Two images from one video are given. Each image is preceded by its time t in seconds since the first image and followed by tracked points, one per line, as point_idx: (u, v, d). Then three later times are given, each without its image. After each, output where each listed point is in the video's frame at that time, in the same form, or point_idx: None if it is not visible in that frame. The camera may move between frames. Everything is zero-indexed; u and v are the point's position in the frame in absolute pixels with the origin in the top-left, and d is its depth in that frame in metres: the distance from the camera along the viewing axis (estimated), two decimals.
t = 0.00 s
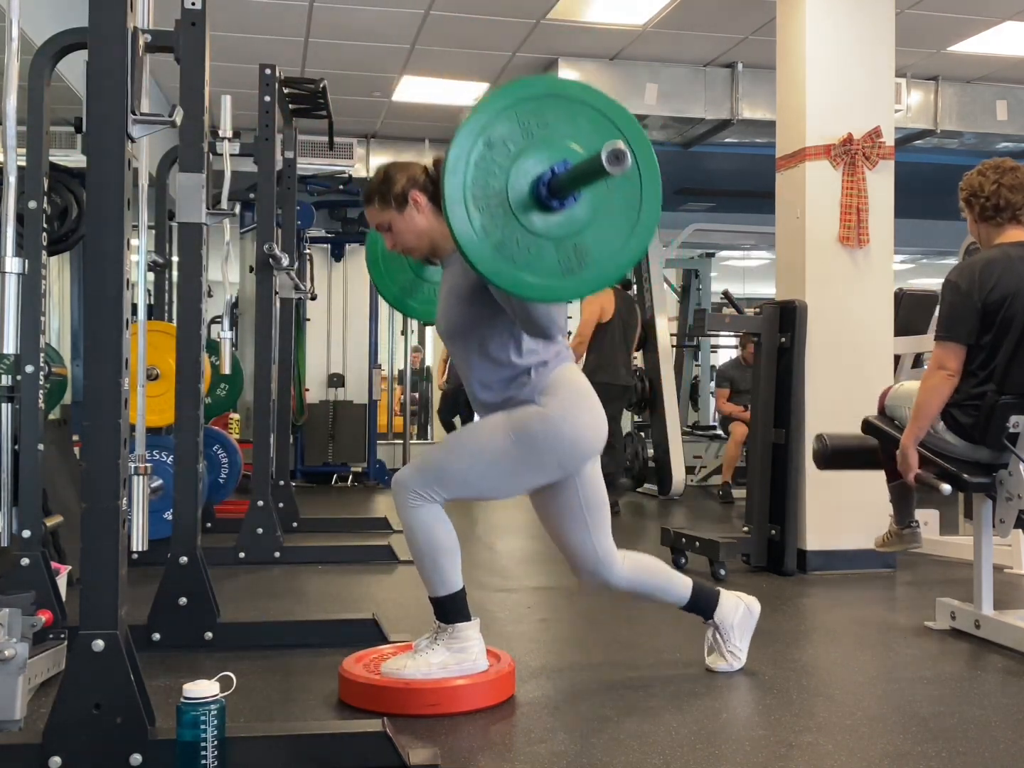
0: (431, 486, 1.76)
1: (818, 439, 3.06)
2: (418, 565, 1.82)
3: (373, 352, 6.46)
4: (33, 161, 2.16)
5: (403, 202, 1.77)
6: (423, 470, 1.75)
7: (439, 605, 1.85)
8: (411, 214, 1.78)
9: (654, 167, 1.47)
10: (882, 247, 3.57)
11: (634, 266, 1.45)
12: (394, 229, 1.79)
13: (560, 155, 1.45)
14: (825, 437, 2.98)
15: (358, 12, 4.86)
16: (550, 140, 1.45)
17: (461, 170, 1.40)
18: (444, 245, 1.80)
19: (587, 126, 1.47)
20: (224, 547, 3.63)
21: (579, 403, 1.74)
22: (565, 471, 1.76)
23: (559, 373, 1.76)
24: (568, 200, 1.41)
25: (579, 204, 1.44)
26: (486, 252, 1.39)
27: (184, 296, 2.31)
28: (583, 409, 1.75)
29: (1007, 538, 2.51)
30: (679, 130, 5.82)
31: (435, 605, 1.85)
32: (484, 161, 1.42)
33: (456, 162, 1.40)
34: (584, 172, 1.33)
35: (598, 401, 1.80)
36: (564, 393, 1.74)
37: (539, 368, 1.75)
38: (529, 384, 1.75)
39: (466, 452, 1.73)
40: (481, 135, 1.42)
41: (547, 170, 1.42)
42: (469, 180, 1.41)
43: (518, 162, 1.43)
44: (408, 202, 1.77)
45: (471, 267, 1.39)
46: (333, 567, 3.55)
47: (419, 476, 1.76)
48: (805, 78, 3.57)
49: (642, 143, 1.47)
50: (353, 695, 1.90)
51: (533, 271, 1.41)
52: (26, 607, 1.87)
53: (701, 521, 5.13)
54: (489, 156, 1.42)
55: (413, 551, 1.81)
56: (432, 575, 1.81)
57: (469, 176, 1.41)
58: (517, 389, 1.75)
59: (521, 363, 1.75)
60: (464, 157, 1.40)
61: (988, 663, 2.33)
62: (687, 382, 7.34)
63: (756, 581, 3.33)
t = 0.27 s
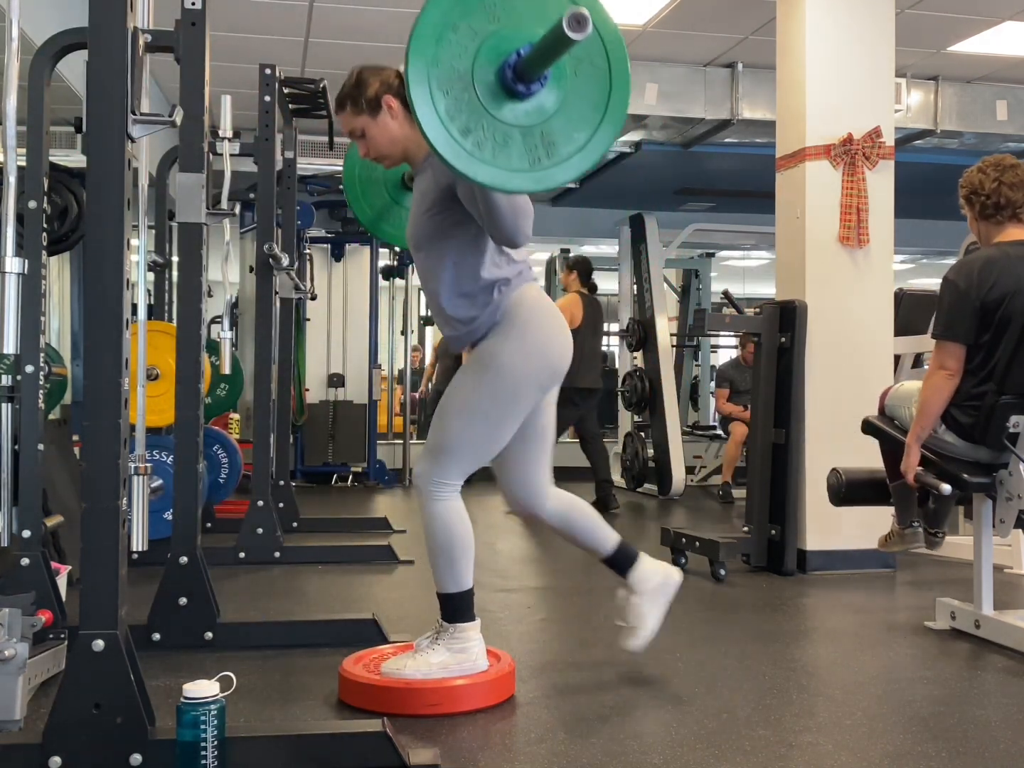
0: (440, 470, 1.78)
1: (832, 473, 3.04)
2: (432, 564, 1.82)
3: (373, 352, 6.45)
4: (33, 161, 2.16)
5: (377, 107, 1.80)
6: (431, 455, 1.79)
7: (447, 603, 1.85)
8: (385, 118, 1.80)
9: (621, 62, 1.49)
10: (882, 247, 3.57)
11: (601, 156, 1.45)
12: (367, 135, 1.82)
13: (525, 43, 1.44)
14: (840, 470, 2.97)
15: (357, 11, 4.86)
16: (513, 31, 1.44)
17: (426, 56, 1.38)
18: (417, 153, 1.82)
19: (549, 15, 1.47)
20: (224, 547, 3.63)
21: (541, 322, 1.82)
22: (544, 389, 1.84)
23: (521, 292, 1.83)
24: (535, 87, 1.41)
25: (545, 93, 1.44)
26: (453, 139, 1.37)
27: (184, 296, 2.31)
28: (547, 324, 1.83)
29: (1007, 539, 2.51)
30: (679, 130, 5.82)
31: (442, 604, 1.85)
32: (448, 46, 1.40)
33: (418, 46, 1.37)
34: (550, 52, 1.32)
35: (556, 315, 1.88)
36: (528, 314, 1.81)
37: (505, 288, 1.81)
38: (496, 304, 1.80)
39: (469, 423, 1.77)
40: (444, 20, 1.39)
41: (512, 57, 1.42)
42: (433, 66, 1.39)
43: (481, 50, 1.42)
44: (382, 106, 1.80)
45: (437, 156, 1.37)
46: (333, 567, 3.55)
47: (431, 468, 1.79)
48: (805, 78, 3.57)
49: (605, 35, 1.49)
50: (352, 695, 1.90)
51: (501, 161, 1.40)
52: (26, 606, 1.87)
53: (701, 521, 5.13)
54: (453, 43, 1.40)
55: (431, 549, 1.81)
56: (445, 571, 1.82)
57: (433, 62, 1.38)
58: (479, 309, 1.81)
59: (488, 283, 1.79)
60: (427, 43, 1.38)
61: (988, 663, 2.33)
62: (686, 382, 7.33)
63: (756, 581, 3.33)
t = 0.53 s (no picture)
0: (453, 463, 1.80)
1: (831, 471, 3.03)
2: (450, 565, 1.82)
3: (373, 352, 6.45)
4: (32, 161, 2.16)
5: (368, 78, 1.79)
6: (447, 450, 1.81)
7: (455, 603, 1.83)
8: (376, 89, 1.79)
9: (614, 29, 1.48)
10: (882, 247, 3.57)
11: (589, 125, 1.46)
12: (359, 105, 1.81)
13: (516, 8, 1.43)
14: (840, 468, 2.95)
15: (357, 11, 4.86)
16: None
17: (415, 19, 1.38)
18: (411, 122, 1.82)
19: None
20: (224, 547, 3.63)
21: (524, 293, 1.83)
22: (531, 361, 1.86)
23: (506, 266, 1.85)
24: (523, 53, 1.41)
25: (535, 59, 1.44)
26: (441, 104, 1.38)
27: (184, 296, 2.31)
28: (530, 295, 1.85)
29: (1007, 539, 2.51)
30: (679, 130, 5.82)
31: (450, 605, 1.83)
32: (438, 10, 1.40)
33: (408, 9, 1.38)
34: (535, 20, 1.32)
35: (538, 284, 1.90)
36: (512, 287, 1.82)
37: (492, 261, 1.83)
38: (480, 277, 1.82)
39: (472, 412, 1.78)
40: None
41: (502, 22, 1.42)
42: (423, 30, 1.39)
43: (472, 14, 1.42)
44: (374, 77, 1.79)
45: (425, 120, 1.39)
46: (333, 567, 3.55)
47: (450, 467, 1.80)
48: (805, 78, 3.57)
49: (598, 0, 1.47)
50: (352, 694, 1.90)
51: (489, 127, 1.41)
52: (26, 606, 1.87)
53: (701, 521, 5.13)
54: (443, 7, 1.41)
55: (452, 551, 1.81)
56: (458, 570, 1.81)
57: (423, 27, 1.39)
58: (464, 284, 1.83)
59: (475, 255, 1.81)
60: (417, 8, 1.38)
61: (988, 663, 2.33)
62: (686, 382, 7.33)
63: (756, 581, 3.33)
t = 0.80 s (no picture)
0: (453, 461, 1.80)
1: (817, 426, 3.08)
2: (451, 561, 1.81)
3: (373, 352, 6.44)
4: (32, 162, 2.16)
5: (367, 77, 1.79)
6: (445, 448, 1.81)
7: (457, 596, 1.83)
8: (376, 89, 1.79)
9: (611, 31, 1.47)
10: (882, 246, 3.57)
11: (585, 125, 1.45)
12: (359, 105, 1.82)
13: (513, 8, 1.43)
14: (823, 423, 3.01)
15: (357, 11, 4.86)
16: None
17: (412, 19, 1.38)
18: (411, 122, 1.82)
19: None
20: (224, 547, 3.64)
21: (521, 291, 1.84)
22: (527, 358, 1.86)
23: (506, 264, 1.85)
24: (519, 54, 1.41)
25: (531, 60, 1.44)
26: (437, 104, 1.38)
27: (184, 296, 2.31)
28: (527, 292, 1.85)
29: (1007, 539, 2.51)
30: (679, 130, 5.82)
31: (455, 597, 1.83)
32: (435, 10, 1.40)
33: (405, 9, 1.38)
34: (530, 22, 1.32)
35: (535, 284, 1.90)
36: (510, 284, 1.83)
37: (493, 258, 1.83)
38: (481, 275, 1.81)
39: (470, 408, 1.79)
40: None
41: (499, 22, 1.41)
42: (420, 30, 1.39)
43: (469, 15, 1.42)
44: (373, 77, 1.79)
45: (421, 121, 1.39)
46: (333, 567, 3.55)
47: (449, 464, 1.80)
48: (805, 78, 3.57)
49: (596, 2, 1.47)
50: (354, 690, 1.89)
51: (484, 128, 1.41)
52: (26, 606, 1.87)
53: (701, 521, 5.13)
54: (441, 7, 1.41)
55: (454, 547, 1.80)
56: (461, 565, 1.80)
57: (420, 27, 1.39)
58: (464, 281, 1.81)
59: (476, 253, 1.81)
60: (415, 9, 1.38)
61: (988, 663, 2.33)
62: (686, 382, 7.33)
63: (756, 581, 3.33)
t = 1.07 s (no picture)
0: (452, 462, 1.80)
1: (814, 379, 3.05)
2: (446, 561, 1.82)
3: (373, 352, 6.44)
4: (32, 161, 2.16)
5: (362, 80, 1.78)
6: (444, 449, 1.81)
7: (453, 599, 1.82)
8: (372, 91, 1.79)
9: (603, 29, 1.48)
10: (882, 246, 3.57)
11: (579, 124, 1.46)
12: (355, 107, 1.81)
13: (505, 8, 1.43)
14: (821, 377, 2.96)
15: (357, 11, 4.86)
16: None
17: (404, 19, 1.38)
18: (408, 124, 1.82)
19: None
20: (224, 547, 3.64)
21: (523, 292, 1.83)
22: (528, 361, 1.86)
23: (505, 265, 1.84)
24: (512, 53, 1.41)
25: (524, 59, 1.44)
26: (432, 104, 1.38)
27: (184, 296, 2.31)
28: (529, 294, 1.85)
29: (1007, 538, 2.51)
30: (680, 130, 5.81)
31: (448, 599, 1.82)
32: (428, 10, 1.40)
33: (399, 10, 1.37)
34: (524, 21, 1.32)
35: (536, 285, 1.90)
36: (512, 286, 1.82)
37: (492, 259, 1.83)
38: (481, 276, 1.81)
39: (470, 410, 1.78)
40: None
41: (491, 21, 1.41)
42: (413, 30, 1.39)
43: (461, 14, 1.41)
44: (369, 79, 1.78)
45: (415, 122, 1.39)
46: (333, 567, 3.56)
47: (448, 464, 1.80)
48: (805, 78, 3.57)
49: None
50: (351, 692, 1.90)
51: (479, 127, 1.41)
52: (26, 606, 1.87)
53: (701, 521, 5.13)
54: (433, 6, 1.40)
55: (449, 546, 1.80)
56: (456, 565, 1.80)
57: (413, 28, 1.39)
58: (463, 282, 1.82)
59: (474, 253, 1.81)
60: (407, 9, 1.38)
61: (988, 663, 2.33)
62: (686, 382, 7.33)
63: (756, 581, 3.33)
